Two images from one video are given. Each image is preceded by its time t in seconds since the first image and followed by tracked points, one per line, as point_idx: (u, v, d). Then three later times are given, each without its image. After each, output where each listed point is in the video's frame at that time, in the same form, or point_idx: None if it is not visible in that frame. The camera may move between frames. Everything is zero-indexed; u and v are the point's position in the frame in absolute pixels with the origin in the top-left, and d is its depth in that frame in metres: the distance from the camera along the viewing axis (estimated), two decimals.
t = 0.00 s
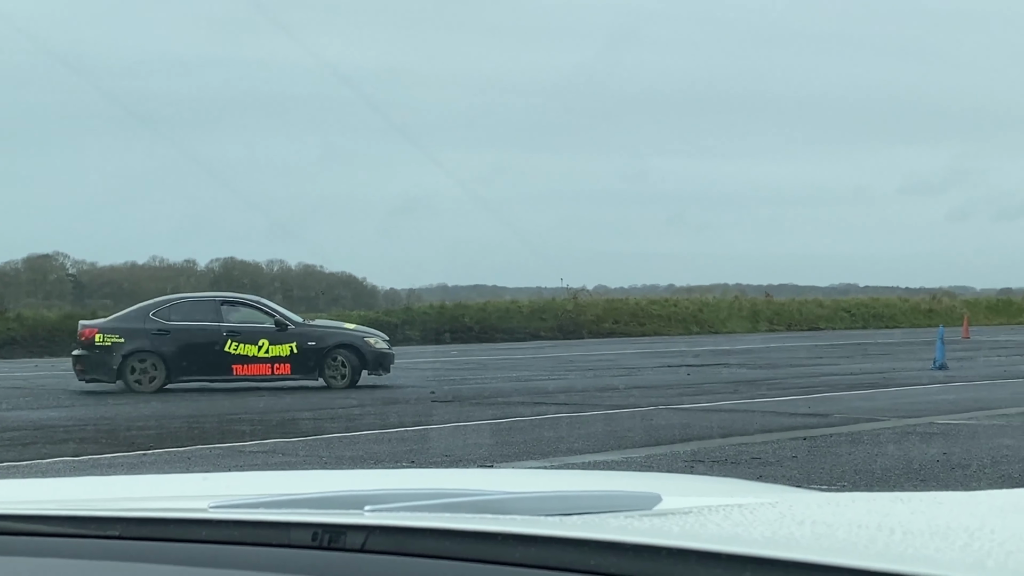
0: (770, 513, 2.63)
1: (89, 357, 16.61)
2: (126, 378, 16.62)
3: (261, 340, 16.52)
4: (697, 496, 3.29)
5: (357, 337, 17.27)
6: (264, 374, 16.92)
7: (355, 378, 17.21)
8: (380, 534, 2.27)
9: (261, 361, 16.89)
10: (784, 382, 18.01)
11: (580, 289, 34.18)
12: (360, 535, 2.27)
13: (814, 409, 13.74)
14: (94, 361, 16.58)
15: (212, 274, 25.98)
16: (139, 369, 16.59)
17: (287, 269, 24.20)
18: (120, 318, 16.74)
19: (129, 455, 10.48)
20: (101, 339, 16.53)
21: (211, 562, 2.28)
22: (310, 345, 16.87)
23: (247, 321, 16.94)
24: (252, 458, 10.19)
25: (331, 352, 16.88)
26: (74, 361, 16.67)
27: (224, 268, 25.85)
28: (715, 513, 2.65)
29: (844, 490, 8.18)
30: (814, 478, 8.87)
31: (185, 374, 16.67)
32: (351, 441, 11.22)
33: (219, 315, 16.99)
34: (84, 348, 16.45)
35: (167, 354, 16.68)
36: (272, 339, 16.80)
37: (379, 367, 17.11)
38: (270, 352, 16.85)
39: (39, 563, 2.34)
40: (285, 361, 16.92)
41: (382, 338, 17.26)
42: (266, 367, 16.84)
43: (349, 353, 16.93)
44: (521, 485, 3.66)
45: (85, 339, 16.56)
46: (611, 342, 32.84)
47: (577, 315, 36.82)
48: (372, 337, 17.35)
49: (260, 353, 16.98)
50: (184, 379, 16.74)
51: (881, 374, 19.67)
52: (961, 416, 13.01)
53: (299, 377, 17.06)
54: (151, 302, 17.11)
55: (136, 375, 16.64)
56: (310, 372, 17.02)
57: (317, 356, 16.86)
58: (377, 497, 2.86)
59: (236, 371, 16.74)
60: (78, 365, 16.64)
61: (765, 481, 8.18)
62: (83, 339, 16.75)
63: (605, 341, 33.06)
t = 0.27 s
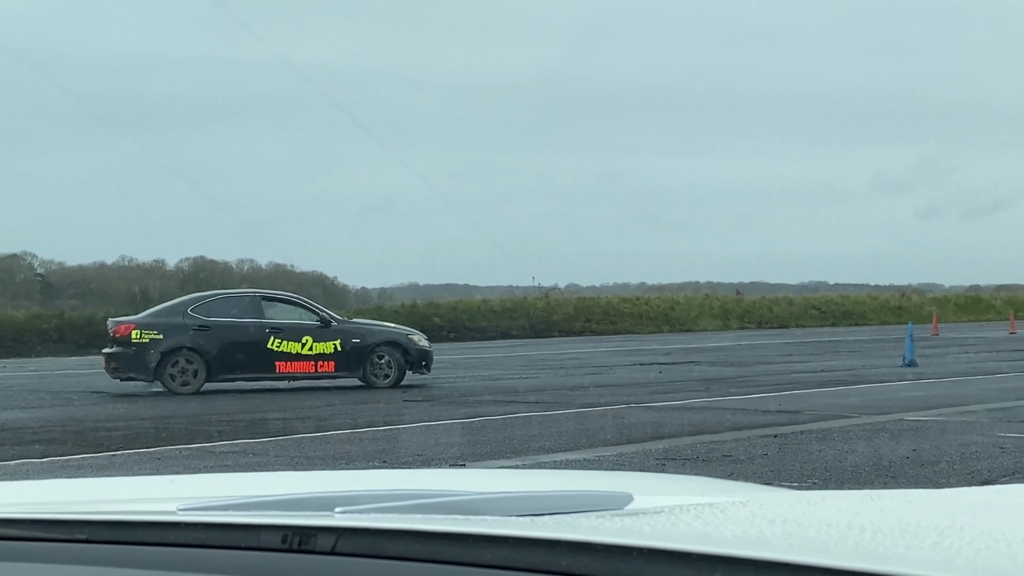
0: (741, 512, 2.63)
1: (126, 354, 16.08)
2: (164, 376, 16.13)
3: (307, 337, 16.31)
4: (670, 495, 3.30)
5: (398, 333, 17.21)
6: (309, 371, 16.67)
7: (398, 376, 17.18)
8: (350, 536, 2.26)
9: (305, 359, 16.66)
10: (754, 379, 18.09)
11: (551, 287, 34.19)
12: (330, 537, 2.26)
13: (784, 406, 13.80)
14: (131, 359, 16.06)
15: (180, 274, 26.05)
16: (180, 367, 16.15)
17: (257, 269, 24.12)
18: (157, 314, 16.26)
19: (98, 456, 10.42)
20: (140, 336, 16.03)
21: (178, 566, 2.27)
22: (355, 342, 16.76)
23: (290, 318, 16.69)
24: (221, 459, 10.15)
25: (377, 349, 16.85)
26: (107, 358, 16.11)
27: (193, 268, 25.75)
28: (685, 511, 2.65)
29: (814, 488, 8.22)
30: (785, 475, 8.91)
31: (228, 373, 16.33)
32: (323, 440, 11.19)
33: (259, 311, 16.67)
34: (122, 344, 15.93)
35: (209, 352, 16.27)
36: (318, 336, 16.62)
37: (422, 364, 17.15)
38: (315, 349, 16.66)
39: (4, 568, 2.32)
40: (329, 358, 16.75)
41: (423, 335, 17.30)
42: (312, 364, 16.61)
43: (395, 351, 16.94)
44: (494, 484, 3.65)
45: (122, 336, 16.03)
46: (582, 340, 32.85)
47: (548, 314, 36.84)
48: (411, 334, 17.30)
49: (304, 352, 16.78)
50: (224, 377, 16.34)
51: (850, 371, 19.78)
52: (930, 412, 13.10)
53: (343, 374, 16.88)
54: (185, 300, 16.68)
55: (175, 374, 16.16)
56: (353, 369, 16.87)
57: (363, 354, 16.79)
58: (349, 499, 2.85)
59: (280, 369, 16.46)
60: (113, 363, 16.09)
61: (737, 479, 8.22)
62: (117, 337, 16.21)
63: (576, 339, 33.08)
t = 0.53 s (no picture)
0: (707, 509, 2.64)
1: (175, 353, 15.76)
2: (214, 375, 15.88)
3: (360, 336, 16.16)
4: (636, 494, 3.30)
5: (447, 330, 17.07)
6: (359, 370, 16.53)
7: (449, 374, 17.08)
8: (315, 538, 2.25)
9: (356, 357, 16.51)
10: (720, 377, 18.16)
11: (516, 285, 34.18)
12: (294, 537, 2.25)
13: (749, 403, 13.86)
14: (181, 358, 15.75)
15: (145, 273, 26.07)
16: (231, 365, 15.92)
17: (221, 268, 23.99)
18: (205, 312, 15.95)
19: (62, 457, 10.33)
20: (190, 335, 15.72)
21: (141, 569, 2.25)
22: (406, 339, 16.66)
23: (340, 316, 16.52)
24: (186, 459, 10.09)
25: (429, 347, 16.76)
26: (156, 358, 15.76)
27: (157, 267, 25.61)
28: (650, 509, 2.65)
29: (778, 484, 8.27)
30: (750, 471, 8.95)
31: (278, 370, 16.14)
32: (287, 439, 11.14)
33: (307, 308, 16.47)
34: (174, 343, 15.62)
35: (258, 349, 16.05)
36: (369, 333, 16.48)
37: (473, 362, 17.05)
38: (366, 348, 16.52)
39: None
40: (381, 356, 16.63)
41: (472, 333, 17.23)
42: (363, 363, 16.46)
43: (447, 349, 16.81)
44: (462, 484, 3.65)
45: (172, 335, 15.70)
46: (548, 338, 32.87)
47: (514, 312, 36.82)
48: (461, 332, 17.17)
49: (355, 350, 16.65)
50: (274, 376, 16.17)
51: (814, 367, 19.90)
52: (893, 408, 13.19)
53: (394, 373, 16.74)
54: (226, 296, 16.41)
55: (225, 373, 15.93)
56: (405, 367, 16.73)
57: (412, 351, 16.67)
58: (314, 500, 2.83)
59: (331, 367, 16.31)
60: (161, 362, 15.74)
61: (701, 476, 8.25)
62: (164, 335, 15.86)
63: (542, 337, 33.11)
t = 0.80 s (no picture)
0: (667, 508, 2.64)
1: (239, 350, 15.69)
2: (278, 373, 15.83)
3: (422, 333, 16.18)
4: (598, 493, 3.30)
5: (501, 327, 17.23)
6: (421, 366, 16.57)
7: (505, 369, 17.29)
8: (273, 540, 2.24)
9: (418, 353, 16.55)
10: (680, 374, 18.23)
11: (477, 283, 34.14)
12: (252, 540, 2.24)
13: (710, 401, 13.92)
14: (245, 355, 15.68)
15: (101, 273, 25.96)
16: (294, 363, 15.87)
17: (179, 267, 23.77)
18: (267, 309, 15.90)
19: (19, 459, 10.22)
20: (253, 332, 15.66)
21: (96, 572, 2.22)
22: (465, 335, 16.76)
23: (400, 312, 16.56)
24: (145, 460, 10.01)
25: (487, 342, 16.89)
26: (219, 356, 15.67)
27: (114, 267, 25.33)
28: (611, 510, 2.65)
29: (739, 481, 8.31)
30: (711, 469, 8.99)
31: (341, 367, 16.12)
32: (247, 440, 11.08)
33: (366, 305, 16.47)
34: (238, 341, 15.55)
35: (321, 346, 16.02)
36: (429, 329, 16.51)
37: (528, 355, 17.36)
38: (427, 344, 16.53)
39: None
40: (439, 352, 16.67)
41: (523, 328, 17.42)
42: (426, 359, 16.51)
43: (506, 344, 17.02)
44: (422, 485, 3.63)
45: (236, 332, 15.63)
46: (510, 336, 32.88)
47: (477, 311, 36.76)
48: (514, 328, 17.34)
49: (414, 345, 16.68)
50: (337, 373, 16.15)
51: (773, 364, 20.01)
52: (853, 404, 13.29)
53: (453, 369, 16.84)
54: (281, 293, 16.36)
55: (289, 371, 15.89)
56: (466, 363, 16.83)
57: (475, 347, 16.79)
58: (273, 502, 2.81)
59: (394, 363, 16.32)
60: (225, 360, 15.67)
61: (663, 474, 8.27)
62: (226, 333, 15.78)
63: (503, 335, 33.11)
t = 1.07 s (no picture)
0: (624, 506, 2.64)
1: (314, 345, 15.86)
2: (352, 367, 16.03)
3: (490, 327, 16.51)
4: (557, 491, 3.30)
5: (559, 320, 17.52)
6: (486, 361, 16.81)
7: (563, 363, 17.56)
8: (229, 540, 2.23)
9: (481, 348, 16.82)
10: (638, 370, 18.31)
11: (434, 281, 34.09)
12: (207, 541, 2.23)
13: (667, 397, 13.99)
14: (320, 350, 15.86)
15: (53, 272, 25.71)
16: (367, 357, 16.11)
17: (133, 264, 23.58)
18: (341, 303, 16.13)
19: None
20: (328, 327, 15.85)
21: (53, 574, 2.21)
22: (527, 329, 17.03)
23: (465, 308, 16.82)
24: (100, 460, 9.93)
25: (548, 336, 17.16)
26: (294, 351, 15.81)
27: (68, 264, 25.07)
28: (569, 507, 2.65)
29: (696, 479, 8.36)
30: (668, 465, 9.02)
31: (411, 362, 16.38)
32: (203, 439, 11.01)
33: (432, 300, 16.77)
34: (315, 336, 15.71)
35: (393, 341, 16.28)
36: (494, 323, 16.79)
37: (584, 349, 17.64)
38: (492, 338, 16.85)
39: None
40: (503, 346, 16.95)
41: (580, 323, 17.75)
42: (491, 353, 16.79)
43: (566, 339, 17.40)
44: (379, 484, 3.62)
45: (310, 327, 15.79)
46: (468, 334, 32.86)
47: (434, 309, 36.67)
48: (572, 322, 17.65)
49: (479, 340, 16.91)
50: (408, 366, 16.40)
51: (729, 361, 20.12)
52: (808, 400, 13.39)
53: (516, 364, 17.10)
54: (347, 288, 16.57)
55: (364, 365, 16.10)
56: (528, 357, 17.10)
57: (538, 341, 17.13)
58: (229, 502, 2.79)
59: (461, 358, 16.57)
60: (299, 356, 15.81)
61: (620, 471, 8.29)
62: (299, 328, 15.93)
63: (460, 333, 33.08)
